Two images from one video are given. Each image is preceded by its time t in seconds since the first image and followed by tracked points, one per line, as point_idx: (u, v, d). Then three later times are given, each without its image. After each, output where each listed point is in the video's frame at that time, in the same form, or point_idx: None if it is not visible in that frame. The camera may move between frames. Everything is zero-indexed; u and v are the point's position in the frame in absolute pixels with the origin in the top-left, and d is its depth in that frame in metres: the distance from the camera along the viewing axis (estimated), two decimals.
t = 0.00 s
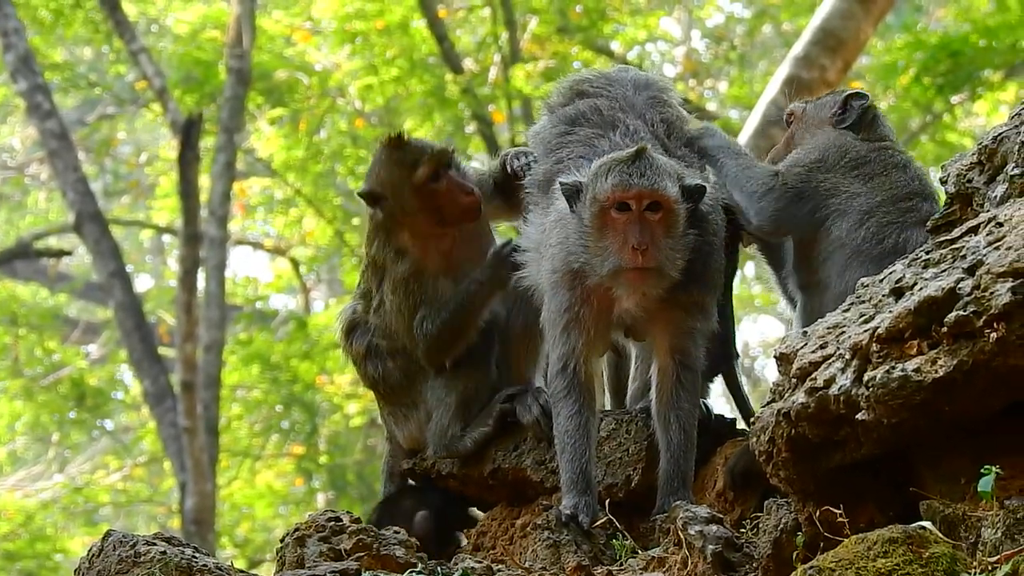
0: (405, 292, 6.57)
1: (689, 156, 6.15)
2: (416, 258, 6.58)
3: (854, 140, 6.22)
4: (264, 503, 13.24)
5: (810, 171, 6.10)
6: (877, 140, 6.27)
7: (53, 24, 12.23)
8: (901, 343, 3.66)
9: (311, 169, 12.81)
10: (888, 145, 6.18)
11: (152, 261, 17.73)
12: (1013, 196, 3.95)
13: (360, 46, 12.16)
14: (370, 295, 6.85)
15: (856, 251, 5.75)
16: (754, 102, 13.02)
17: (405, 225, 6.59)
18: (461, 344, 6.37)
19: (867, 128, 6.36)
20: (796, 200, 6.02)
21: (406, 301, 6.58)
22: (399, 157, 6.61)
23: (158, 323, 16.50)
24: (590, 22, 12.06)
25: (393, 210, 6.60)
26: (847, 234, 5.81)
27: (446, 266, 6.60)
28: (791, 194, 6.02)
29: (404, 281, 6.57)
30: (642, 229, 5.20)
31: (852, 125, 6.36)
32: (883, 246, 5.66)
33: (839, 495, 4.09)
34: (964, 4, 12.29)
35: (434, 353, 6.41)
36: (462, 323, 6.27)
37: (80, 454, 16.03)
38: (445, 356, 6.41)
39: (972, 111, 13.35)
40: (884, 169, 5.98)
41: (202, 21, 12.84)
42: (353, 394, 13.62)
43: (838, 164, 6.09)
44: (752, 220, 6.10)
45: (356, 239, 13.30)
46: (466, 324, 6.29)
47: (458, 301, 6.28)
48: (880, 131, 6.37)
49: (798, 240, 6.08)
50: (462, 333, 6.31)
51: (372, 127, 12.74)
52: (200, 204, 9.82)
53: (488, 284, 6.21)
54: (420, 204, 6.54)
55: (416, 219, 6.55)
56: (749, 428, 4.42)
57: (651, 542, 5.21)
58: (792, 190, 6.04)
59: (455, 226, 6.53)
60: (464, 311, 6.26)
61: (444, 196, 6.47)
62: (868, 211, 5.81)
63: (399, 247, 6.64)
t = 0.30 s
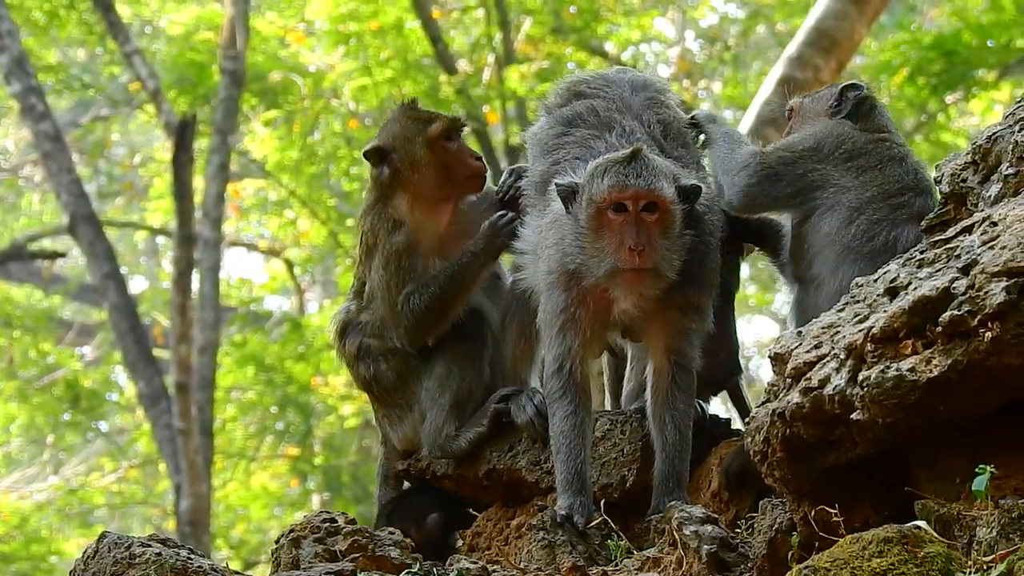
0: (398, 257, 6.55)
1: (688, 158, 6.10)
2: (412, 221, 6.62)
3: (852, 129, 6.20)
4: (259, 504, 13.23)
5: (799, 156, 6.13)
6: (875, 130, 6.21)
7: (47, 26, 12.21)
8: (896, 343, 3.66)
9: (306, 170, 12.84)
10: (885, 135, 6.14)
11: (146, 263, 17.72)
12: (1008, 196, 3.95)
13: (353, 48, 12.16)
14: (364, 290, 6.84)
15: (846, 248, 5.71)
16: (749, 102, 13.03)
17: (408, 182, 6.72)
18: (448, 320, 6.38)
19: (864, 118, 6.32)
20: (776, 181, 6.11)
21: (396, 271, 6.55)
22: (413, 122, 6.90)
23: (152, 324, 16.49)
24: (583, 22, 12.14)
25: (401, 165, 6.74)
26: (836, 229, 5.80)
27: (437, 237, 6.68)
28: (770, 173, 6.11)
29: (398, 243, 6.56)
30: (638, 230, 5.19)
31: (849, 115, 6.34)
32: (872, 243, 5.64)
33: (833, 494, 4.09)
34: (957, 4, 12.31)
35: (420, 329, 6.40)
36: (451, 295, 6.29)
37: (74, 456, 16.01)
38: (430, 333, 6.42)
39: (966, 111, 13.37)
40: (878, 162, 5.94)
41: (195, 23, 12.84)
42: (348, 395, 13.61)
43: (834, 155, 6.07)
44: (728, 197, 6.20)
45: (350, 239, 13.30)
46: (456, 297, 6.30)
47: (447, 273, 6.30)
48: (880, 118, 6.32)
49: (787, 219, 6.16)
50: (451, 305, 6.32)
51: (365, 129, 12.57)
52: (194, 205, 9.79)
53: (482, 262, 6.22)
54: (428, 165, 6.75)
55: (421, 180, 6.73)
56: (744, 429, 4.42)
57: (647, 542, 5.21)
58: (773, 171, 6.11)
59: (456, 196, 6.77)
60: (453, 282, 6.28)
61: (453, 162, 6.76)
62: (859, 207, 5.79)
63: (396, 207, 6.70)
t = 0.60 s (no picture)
0: (400, 241, 6.64)
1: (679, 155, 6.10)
2: (415, 207, 6.73)
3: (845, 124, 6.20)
4: (250, 504, 13.21)
5: (790, 148, 6.15)
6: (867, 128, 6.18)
7: (37, 26, 12.17)
8: (886, 342, 3.65)
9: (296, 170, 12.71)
10: (879, 132, 6.11)
11: (137, 262, 17.69)
12: (998, 196, 3.96)
13: (344, 47, 12.14)
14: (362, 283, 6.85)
15: (834, 241, 5.67)
16: (739, 102, 13.05)
17: (416, 168, 6.85)
18: (449, 302, 6.39)
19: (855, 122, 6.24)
20: (765, 169, 6.13)
21: (397, 255, 6.62)
22: (428, 109, 7.05)
23: (143, 324, 16.45)
24: (574, 22, 12.09)
25: (413, 149, 6.88)
26: (825, 221, 5.77)
27: (438, 225, 6.77)
28: (759, 162, 6.14)
29: (400, 227, 6.65)
30: (627, 230, 5.19)
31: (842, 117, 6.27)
32: (858, 236, 5.59)
33: (824, 494, 4.07)
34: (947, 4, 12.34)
35: (420, 312, 6.41)
36: (454, 276, 6.30)
37: (65, 455, 15.97)
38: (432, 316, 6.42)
39: (956, 110, 13.39)
40: (870, 156, 5.90)
41: (186, 22, 12.81)
42: (338, 394, 13.59)
43: (825, 148, 6.06)
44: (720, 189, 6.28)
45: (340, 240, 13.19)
46: (458, 275, 6.31)
47: (450, 252, 6.32)
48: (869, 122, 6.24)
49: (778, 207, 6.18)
50: (452, 287, 6.33)
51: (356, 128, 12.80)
52: (185, 205, 9.76)
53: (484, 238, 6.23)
54: (438, 152, 6.88)
55: (430, 166, 6.86)
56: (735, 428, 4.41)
57: (638, 542, 5.21)
58: (762, 159, 6.15)
59: (462, 187, 6.89)
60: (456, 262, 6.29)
61: (463, 151, 6.89)
62: (849, 199, 5.75)
63: (401, 190, 6.83)
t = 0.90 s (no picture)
0: (402, 219, 6.66)
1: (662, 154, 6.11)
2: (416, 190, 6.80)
3: (838, 130, 6.20)
4: (242, 504, 13.19)
5: (781, 156, 6.10)
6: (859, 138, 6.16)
7: (30, 26, 12.14)
8: (879, 343, 3.65)
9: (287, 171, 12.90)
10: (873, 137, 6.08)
11: (129, 262, 17.67)
12: (990, 196, 3.95)
13: (337, 47, 12.12)
14: (357, 272, 6.84)
15: (827, 236, 5.62)
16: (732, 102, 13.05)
17: (428, 153, 6.89)
18: (447, 277, 6.43)
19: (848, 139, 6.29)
20: (755, 186, 6.11)
21: (397, 234, 6.64)
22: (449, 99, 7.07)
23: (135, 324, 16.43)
24: (567, 22, 12.07)
25: (428, 133, 6.90)
26: (819, 218, 5.72)
27: (440, 211, 6.81)
28: (747, 180, 6.12)
29: (404, 205, 6.69)
30: (626, 231, 5.20)
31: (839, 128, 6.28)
32: (853, 231, 5.55)
33: (817, 495, 4.06)
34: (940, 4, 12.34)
35: (421, 289, 6.46)
36: (446, 258, 6.33)
37: (58, 455, 15.94)
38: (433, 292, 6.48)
39: (947, 111, 13.41)
40: (862, 155, 5.86)
41: (178, 22, 12.79)
42: (330, 394, 13.57)
43: (818, 149, 6.01)
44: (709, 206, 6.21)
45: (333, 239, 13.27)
46: (450, 260, 6.35)
47: (443, 233, 6.32)
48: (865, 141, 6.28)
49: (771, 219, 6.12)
50: (447, 266, 6.36)
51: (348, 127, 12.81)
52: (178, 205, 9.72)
53: (476, 216, 6.23)
54: (452, 141, 6.92)
55: (441, 153, 6.91)
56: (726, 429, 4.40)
57: (629, 542, 5.21)
58: (751, 176, 6.12)
59: (467, 179, 6.92)
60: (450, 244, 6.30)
61: (475, 145, 6.93)
62: (842, 195, 5.71)
63: (405, 172, 6.88)
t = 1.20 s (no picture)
0: (397, 207, 6.67)
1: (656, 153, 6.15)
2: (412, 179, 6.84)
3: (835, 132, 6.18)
4: (238, 503, 13.17)
5: (780, 161, 6.05)
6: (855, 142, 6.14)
7: (25, 25, 12.11)
8: (875, 341, 3.64)
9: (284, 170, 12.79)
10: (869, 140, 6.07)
11: (125, 261, 17.65)
12: (986, 194, 3.96)
13: (332, 46, 12.10)
14: (355, 264, 6.87)
15: (828, 235, 5.61)
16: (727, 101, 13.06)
17: (423, 144, 6.94)
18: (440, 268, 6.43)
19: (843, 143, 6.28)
20: (755, 200, 6.04)
21: (393, 223, 6.65)
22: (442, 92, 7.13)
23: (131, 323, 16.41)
24: (561, 21, 12.07)
25: (422, 126, 6.96)
26: (818, 217, 5.70)
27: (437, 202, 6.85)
28: (748, 194, 6.05)
29: (399, 193, 6.71)
30: (608, 233, 5.20)
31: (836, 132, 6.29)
32: (854, 230, 5.54)
33: (813, 493, 4.06)
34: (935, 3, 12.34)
35: (415, 277, 6.45)
36: (441, 246, 6.32)
37: (53, 454, 15.93)
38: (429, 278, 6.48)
39: (944, 109, 13.40)
40: (860, 156, 5.84)
41: (173, 22, 12.76)
42: (326, 393, 13.56)
43: (815, 151, 5.99)
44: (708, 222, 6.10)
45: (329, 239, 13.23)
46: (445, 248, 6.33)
47: (438, 220, 6.30)
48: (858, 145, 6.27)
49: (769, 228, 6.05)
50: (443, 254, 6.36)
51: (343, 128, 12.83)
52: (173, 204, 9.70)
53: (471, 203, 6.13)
54: (446, 133, 6.97)
55: (436, 145, 6.95)
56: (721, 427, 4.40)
57: (626, 541, 5.20)
58: (751, 191, 6.05)
59: (462, 170, 6.95)
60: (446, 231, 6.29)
61: (469, 137, 6.97)
62: (842, 194, 5.69)
63: (401, 164, 6.93)
